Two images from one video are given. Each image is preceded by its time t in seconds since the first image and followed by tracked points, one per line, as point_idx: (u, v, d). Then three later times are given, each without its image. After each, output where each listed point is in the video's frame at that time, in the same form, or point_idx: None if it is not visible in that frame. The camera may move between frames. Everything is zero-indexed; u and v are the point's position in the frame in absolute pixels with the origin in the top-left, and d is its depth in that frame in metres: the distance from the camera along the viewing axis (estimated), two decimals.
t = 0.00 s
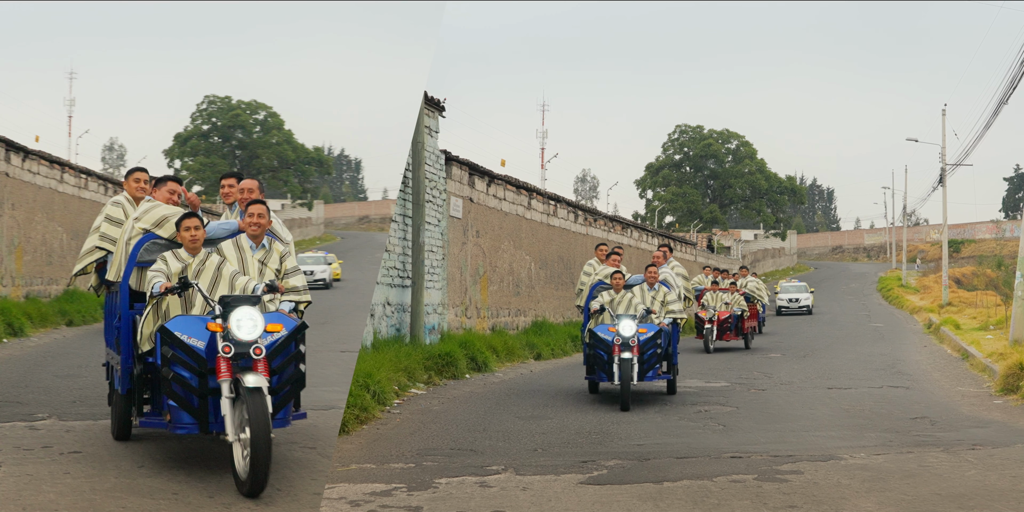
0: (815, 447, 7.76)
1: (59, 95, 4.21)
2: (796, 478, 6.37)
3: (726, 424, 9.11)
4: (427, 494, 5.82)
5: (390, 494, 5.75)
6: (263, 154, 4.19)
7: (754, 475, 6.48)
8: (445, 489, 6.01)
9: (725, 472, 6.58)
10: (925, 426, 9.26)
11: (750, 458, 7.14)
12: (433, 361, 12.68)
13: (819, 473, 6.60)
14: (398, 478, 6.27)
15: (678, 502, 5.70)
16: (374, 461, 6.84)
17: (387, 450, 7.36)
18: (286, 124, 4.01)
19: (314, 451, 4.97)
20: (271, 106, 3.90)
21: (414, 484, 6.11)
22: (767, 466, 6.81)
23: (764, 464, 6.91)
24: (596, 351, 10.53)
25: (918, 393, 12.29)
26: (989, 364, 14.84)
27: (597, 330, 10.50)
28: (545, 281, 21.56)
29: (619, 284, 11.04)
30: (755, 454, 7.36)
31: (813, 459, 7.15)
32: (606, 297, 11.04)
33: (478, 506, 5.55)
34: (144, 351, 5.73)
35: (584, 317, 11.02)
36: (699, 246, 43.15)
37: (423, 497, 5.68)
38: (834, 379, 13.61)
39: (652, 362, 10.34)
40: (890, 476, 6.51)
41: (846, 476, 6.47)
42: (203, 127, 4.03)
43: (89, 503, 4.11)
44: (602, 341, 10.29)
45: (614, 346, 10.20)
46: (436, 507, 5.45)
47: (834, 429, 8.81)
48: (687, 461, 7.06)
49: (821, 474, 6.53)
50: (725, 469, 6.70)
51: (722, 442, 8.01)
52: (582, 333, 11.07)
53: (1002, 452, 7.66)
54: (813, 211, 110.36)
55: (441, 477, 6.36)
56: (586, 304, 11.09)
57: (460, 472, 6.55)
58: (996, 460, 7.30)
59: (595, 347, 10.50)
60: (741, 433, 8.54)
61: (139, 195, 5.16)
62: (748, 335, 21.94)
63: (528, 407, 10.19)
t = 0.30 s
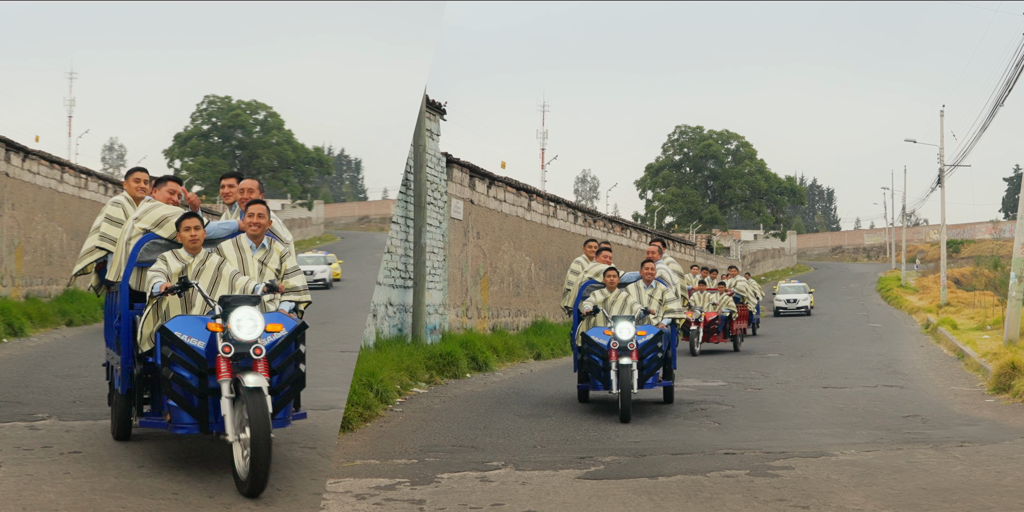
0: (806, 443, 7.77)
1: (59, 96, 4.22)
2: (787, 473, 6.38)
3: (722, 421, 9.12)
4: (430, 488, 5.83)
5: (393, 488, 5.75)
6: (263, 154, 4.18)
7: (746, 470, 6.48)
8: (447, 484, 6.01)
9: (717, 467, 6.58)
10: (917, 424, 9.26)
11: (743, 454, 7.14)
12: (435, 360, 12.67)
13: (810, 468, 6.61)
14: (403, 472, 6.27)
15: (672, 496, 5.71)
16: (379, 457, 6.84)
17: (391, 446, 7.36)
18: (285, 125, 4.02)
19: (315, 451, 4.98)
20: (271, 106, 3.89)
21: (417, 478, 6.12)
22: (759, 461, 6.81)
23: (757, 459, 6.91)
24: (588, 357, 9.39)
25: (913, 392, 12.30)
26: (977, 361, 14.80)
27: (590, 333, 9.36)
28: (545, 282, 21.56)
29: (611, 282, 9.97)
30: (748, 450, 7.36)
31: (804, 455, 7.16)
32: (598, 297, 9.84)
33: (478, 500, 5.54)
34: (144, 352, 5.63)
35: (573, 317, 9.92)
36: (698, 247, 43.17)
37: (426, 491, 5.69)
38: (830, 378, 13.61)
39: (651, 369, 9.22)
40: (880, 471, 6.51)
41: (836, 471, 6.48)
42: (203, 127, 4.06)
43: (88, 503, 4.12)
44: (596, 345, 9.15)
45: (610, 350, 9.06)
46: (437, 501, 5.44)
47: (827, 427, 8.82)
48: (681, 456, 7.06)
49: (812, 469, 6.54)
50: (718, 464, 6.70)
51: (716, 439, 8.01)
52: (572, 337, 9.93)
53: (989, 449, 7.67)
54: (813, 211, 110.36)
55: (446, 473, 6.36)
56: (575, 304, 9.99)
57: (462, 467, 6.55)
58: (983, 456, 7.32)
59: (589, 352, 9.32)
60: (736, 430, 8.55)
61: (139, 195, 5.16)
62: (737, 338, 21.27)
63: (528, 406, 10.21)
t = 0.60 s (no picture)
0: (799, 440, 7.78)
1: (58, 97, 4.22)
2: (778, 468, 6.39)
3: (717, 419, 9.14)
4: (433, 482, 5.84)
5: (398, 481, 5.78)
6: (263, 154, 4.19)
7: (739, 465, 6.49)
8: (450, 478, 6.02)
9: (710, 462, 6.59)
10: (908, 421, 9.28)
11: (736, 450, 7.15)
12: (437, 359, 12.66)
13: (801, 463, 6.63)
14: (407, 466, 6.29)
15: (666, 489, 5.72)
16: (385, 452, 6.84)
17: (395, 442, 7.37)
18: (284, 124, 4.07)
19: (314, 451, 5.00)
20: (271, 106, 3.98)
21: (420, 472, 6.13)
22: (751, 457, 6.82)
23: (749, 455, 6.92)
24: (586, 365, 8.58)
25: (907, 390, 12.32)
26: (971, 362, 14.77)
27: (589, 339, 8.56)
28: (546, 282, 21.55)
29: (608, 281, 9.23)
30: (742, 446, 7.37)
31: (795, 451, 7.17)
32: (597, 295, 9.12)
33: (480, 493, 5.56)
34: (144, 351, 5.65)
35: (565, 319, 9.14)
36: (697, 247, 43.17)
37: (431, 485, 5.70)
38: (825, 377, 13.63)
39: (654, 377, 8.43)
40: (868, 466, 6.53)
41: (825, 466, 6.50)
42: (203, 127, 4.09)
43: (88, 503, 4.12)
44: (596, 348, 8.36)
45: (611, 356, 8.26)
46: (441, 494, 5.46)
47: (820, 424, 8.84)
48: (676, 452, 7.07)
49: (803, 464, 6.55)
50: (711, 459, 6.71)
51: (712, 435, 8.02)
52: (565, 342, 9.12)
53: (977, 445, 7.70)
54: (813, 212, 110.36)
55: (450, 466, 6.38)
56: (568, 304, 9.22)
57: (464, 461, 6.55)
58: (969, 452, 7.35)
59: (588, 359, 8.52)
60: (730, 427, 8.56)
61: (139, 195, 5.16)
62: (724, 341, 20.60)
63: (528, 404, 10.22)
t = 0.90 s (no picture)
0: (794, 438, 7.79)
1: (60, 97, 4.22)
2: (774, 465, 6.40)
3: (715, 418, 9.14)
4: (440, 478, 5.85)
5: (405, 478, 5.79)
6: (264, 154, 4.19)
7: (736, 462, 6.50)
8: (456, 474, 6.02)
9: (708, 460, 6.60)
10: (904, 420, 9.30)
11: (732, 448, 7.16)
12: (440, 360, 12.67)
13: (796, 460, 6.64)
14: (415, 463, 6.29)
15: (662, 485, 5.73)
16: (392, 450, 6.86)
17: (402, 440, 7.39)
18: (284, 124, 4.10)
19: (314, 451, 4.99)
20: (272, 106, 4.01)
21: (427, 469, 6.13)
22: (748, 455, 6.84)
23: (746, 453, 6.93)
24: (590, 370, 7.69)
25: (904, 390, 12.32)
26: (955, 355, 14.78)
27: (594, 342, 7.64)
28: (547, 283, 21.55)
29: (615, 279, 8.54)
30: (738, 444, 7.37)
31: (791, 448, 7.18)
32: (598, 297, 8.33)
33: (486, 489, 5.58)
34: (144, 351, 5.69)
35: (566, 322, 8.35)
36: (697, 249, 43.14)
37: (437, 481, 5.71)
38: (822, 378, 13.64)
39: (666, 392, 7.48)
40: (862, 464, 6.54)
41: (820, 463, 6.51)
42: (203, 127, 4.11)
43: (89, 503, 4.12)
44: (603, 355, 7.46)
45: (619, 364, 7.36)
46: (447, 489, 5.47)
47: (816, 423, 8.85)
48: (673, 450, 7.08)
49: (798, 461, 6.56)
50: (708, 457, 6.72)
51: (710, 434, 8.02)
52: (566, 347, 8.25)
53: (970, 444, 7.71)
54: (814, 213, 110.35)
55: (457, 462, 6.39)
56: (569, 307, 8.48)
57: (470, 458, 6.55)
58: (961, 450, 7.37)
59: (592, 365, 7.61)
60: (727, 426, 8.57)
61: (138, 195, 5.16)
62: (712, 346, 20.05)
63: (530, 403, 10.23)
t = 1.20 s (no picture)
0: (790, 434, 7.80)
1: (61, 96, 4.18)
2: (770, 460, 6.40)
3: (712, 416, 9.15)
4: (445, 473, 5.87)
5: (411, 473, 5.82)
6: (263, 154, 4.20)
7: (733, 457, 6.50)
8: (462, 468, 6.07)
9: (704, 455, 6.60)
10: (899, 417, 9.30)
11: (729, 444, 7.16)
12: (440, 359, 12.66)
13: (792, 456, 6.65)
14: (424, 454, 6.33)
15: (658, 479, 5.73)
16: (397, 447, 6.86)
17: (406, 437, 7.40)
18: (284, 124, 4.11)
19: (314, 451, 5.03)
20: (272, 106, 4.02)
21: (432, 464, 6.14)
22: (745, 450, 6.84)
23: (744, 448, 6.93)
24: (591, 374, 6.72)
25: (900, 388, 12.34)
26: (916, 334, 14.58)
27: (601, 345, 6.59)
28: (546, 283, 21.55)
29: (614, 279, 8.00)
30: (735, 440, 7.37)
31: (786, 444, 7.19)
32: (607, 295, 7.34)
33: (491, 482, 5.60)
34: (144, 351, 5.66)
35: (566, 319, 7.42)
36: (696, 249, 43.13)
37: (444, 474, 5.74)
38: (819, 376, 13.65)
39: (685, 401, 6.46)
40: (856, 459, 6.55)
41: (814, 458, 6.51)
42: (203, 127, 4.11)
43: (88, 503, 4.12)
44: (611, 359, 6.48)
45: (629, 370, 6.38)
46: (457, 482, 5.49)
47: (811, 420, 8.86)
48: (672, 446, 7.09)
49: (792, 456, 6.57)
50: (705, 453, 6.73)
51: (707, 431, 8.02)
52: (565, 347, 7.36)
53: (963, 440, 7.72)
54: (812, 213, 110.39)
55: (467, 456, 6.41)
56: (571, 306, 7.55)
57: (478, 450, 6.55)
58: (953, 446, 7.38)
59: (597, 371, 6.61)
60: (723, 423, 8.57)
61: (138, 195, 5.16)
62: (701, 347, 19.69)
63: (531, 401, 10.23)
